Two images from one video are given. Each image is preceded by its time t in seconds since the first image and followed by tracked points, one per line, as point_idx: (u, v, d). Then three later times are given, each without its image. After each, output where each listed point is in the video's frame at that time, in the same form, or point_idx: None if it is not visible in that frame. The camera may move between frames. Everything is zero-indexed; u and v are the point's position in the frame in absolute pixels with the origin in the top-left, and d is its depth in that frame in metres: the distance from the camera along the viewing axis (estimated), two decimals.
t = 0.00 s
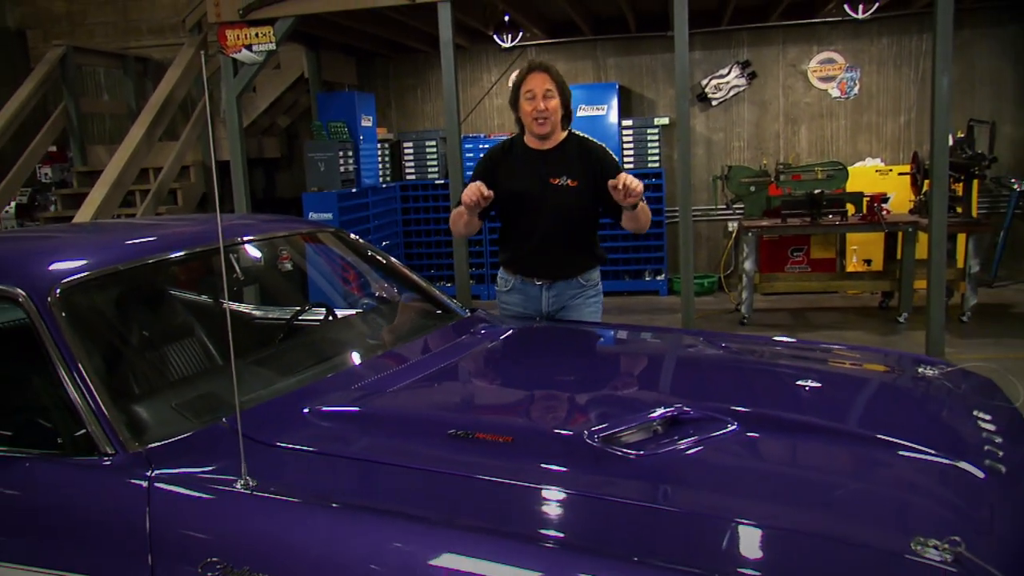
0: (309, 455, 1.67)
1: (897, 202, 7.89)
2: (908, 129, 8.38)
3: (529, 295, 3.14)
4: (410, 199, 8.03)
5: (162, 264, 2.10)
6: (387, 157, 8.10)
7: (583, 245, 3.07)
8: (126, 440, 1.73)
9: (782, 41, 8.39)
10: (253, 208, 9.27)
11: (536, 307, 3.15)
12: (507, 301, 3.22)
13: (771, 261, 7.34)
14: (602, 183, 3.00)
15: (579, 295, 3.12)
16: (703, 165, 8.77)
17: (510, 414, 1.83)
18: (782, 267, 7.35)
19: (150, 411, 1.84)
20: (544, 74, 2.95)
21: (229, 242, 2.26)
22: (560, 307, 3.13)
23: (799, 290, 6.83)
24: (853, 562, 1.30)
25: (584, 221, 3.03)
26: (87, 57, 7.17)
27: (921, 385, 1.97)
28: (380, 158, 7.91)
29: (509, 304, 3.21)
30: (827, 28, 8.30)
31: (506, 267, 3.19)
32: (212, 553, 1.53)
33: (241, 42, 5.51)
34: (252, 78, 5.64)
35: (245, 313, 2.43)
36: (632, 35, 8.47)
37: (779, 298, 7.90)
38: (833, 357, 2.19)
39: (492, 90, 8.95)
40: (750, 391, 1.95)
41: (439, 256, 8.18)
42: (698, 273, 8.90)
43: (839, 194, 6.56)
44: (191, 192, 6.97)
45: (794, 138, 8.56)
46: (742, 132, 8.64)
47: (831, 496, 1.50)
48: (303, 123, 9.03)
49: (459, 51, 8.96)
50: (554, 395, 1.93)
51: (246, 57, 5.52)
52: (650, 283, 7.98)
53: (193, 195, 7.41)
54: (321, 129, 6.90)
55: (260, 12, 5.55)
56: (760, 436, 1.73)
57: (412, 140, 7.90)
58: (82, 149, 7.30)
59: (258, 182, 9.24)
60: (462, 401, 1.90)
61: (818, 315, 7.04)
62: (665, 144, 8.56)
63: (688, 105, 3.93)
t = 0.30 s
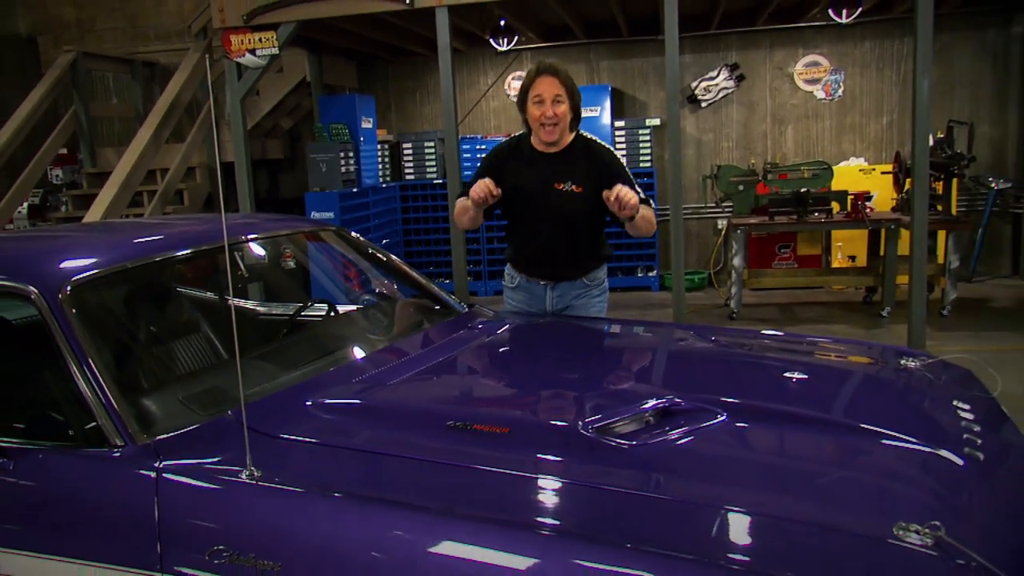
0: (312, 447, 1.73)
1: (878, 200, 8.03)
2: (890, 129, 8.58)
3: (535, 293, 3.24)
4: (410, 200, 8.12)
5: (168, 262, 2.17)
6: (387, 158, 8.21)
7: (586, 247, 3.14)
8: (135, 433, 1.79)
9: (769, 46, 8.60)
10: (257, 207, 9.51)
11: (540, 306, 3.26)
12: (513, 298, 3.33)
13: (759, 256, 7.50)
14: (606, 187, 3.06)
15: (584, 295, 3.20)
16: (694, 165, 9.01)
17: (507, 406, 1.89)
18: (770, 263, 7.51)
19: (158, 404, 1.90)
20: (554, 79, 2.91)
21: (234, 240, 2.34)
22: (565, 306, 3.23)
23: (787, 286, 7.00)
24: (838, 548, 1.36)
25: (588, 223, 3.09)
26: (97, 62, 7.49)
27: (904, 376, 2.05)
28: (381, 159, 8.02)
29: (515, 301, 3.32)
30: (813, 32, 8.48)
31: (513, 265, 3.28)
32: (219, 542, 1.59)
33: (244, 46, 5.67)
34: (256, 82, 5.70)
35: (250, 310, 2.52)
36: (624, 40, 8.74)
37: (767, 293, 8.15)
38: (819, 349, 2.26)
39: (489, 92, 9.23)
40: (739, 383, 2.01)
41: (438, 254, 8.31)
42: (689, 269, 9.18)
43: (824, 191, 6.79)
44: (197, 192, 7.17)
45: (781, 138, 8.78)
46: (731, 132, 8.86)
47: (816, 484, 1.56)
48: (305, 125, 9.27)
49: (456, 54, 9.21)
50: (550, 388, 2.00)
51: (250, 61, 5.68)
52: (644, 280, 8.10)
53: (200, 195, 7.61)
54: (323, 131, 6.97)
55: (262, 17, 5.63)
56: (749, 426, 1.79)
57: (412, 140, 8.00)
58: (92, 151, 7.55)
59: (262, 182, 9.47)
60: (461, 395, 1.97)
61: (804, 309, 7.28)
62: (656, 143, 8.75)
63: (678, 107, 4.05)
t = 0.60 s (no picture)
0: (316, 439, 1.79)
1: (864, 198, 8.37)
2: (874, 130, 8.95)
3: (536, 294, 3.34)
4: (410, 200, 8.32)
5: (177, 260, 2.27)
6: (387, 161, 8.39)
7: (587, 252, 3.21)
8: (144, 426, 1.85)
9: (757, 49, 8.96)
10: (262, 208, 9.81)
11: (541, 305, 3.36)
12: (514, 297, 3.42)
13: (748, 255, 7.68)
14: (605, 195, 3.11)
15: (583, 295, 3.31)
16: (685, 165, 9.34)
17: (505, 400, 1.96)
18: (760, 260, 7.69)
19: (166, 399, 1.96)
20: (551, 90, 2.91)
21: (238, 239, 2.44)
22: (565, 306, 3.33)
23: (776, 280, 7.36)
24: (823, 534, 1.43)
25: (587, 231, 3.15)
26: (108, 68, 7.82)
27: (888, 368, 2.12)
28: (381, 160, 8.19)
29: (516, 299, 3.41)
30: (798, 36, 8.84)
31: (513, 266, 3.37)
32: (226, 532, 1.66)
33: (249, 52, 5.83)
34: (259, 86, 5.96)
35: (253, 307, 2.58)
36: (618, 43, 8.96)
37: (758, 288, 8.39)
38: (808, 343, 2.33)
39: (486, 95, 9.49)
40: (730, 375, 2.08)
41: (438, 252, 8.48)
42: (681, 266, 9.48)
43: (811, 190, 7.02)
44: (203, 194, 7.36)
45: (768, 139, 9.15)
46: (720, 132, 9.23)
47: (803, 473, 1.63)
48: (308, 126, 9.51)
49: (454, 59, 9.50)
50: (547, 382, 2.07)
51: (255, 67, 5.85)
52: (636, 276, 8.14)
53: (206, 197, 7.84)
54: (325, 134, 7.20)
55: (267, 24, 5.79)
56: (739, 418, 1.85)
57: (412, 142, 8.17)
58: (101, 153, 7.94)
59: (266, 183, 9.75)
60: (460, 388, 2.03)
61: (793, 305, 7.51)
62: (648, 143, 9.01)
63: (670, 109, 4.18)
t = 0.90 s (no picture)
0: (321, 427, 1.86)
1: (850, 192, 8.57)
2: (859, 127, 9.26)
3: (531, 290, 3.47)
4: (410, 195, 8.76)
5: (185, 254, 2.35)
6: (389, 158, 8.64)
7: (579, 248, 3.34)
8: (154, 415, 1.93)
9: (746, 49, 9.28)
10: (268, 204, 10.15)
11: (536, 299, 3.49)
12: (510, 292, 3.56)
13: (739, 249, 7.99)
14: (593, 194, 3.20)
15: (577, 289, 3.44)
16: (677, 162, 9.67)
17: (504, 388, 2.04)
18: (750, 254, 8.00)
19: (174, 389, 2.03)
20: (536, 102, 2.91)
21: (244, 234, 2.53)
22: (560, 299, 3.47)
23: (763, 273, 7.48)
24: (808, 515, 1.50)
25: (578, 228, 3.27)
26: (118, 70, 8.12)
27: (873, 355, 2.20)
28: (382, 157, 8.39)
29: (511, 294, 3.55)
30: (785, 36, 9.16)
31: (507, 263, 3.50)
32: (235, 517, 1.73)
33: (254, 53, 6.13)
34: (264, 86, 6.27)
35: (259, 299, 2.64)
36: (611, 43, 9.30)
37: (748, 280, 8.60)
38: (796, 332, 2.41)
39: (484, 94, 9.80)
40: (720, 364, 2.16)
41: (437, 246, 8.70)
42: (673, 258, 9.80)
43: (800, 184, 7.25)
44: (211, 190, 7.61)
45: (757, 135, 9.47)
46: (710, 129, 9.55)
47: (791, 458, 1.70)
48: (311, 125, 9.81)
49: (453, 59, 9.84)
50: (543, 371, 2.15)
51: (259, 67, 6.15)
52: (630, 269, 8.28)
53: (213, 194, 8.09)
54: (329, 132, 7.62)
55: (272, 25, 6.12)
56: (729, 405, 1.93)
57: (412, 141, 8.60)
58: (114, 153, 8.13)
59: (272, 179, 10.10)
60: (460, 377, 2.11)
61: (782, 296, 7.71)
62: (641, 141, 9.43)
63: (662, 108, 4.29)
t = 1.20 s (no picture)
0: (326, 419, 1.93)
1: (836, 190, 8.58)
2: (846, 126, 9.60)
3: (526, 285, 3.58)
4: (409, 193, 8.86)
5: (193, 252, 2.43)
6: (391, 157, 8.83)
7: (570, 243, 3.42)
8: (164, 406, 2.00)
9: (737, 50, 9.59)
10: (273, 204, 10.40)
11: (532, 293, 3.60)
12: (507, 286, 3.66)
13: (729, 245, 8.04)
14: (584, 191, 3.26)
15: (571, 282, 3.55)
16: (670, 159, 9.97)
17: (502, 380, 2.11)
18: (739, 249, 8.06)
19: (183, 381, 2.10)
20: (528, 102, 2.97)
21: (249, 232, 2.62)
22: (555, 293, 3.57)
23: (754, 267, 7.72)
24: (796, 499, 1.57)
25: (570, 223, 3.35)
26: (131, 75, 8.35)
27: (858, 347, 2.29)
28: (385, 157, 8.56)
29: (508, 289, 3.66)
30: (773, 38, 9.48)
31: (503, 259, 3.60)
32: (242, 505, 1.79)
33: (260, 57, 6.05)
34: (269, 89, 6.46)
35: (264, 295, 2.71)
36: (607, 45, 9.52)
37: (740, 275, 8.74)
38: (785, 325, 2.49)
39: (483, 95, 10.04)
40: (711, 355, 2.23)
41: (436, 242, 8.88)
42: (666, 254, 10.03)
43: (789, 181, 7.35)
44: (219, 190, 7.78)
45: (747, 134, 9.77)
46: (702, 129, 9.85)
47: (779, 445, 1.77)
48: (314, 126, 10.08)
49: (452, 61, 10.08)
50: (540, 363, 2.22)
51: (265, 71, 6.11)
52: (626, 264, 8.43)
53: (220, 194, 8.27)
54: (332, 132, 7.72)
55: (278, 30, 6.32)
56: (720, 395, 2.00)
57: (413, 140, 8.74)
58: (125, 154, 8.33)
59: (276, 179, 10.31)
60: (461, 370, 2.19)
61: (773, 289, 7.87)
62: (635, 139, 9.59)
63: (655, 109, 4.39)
